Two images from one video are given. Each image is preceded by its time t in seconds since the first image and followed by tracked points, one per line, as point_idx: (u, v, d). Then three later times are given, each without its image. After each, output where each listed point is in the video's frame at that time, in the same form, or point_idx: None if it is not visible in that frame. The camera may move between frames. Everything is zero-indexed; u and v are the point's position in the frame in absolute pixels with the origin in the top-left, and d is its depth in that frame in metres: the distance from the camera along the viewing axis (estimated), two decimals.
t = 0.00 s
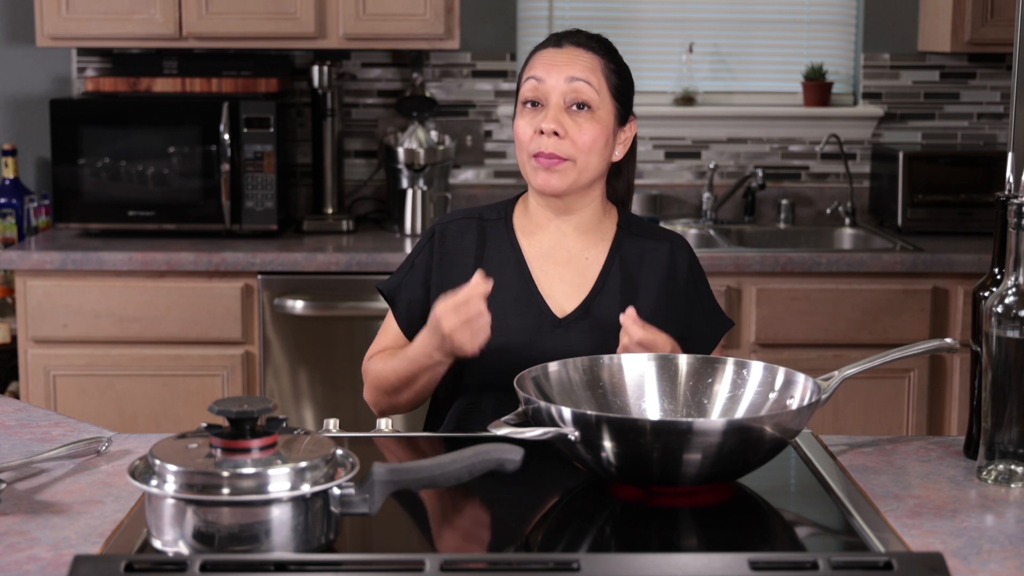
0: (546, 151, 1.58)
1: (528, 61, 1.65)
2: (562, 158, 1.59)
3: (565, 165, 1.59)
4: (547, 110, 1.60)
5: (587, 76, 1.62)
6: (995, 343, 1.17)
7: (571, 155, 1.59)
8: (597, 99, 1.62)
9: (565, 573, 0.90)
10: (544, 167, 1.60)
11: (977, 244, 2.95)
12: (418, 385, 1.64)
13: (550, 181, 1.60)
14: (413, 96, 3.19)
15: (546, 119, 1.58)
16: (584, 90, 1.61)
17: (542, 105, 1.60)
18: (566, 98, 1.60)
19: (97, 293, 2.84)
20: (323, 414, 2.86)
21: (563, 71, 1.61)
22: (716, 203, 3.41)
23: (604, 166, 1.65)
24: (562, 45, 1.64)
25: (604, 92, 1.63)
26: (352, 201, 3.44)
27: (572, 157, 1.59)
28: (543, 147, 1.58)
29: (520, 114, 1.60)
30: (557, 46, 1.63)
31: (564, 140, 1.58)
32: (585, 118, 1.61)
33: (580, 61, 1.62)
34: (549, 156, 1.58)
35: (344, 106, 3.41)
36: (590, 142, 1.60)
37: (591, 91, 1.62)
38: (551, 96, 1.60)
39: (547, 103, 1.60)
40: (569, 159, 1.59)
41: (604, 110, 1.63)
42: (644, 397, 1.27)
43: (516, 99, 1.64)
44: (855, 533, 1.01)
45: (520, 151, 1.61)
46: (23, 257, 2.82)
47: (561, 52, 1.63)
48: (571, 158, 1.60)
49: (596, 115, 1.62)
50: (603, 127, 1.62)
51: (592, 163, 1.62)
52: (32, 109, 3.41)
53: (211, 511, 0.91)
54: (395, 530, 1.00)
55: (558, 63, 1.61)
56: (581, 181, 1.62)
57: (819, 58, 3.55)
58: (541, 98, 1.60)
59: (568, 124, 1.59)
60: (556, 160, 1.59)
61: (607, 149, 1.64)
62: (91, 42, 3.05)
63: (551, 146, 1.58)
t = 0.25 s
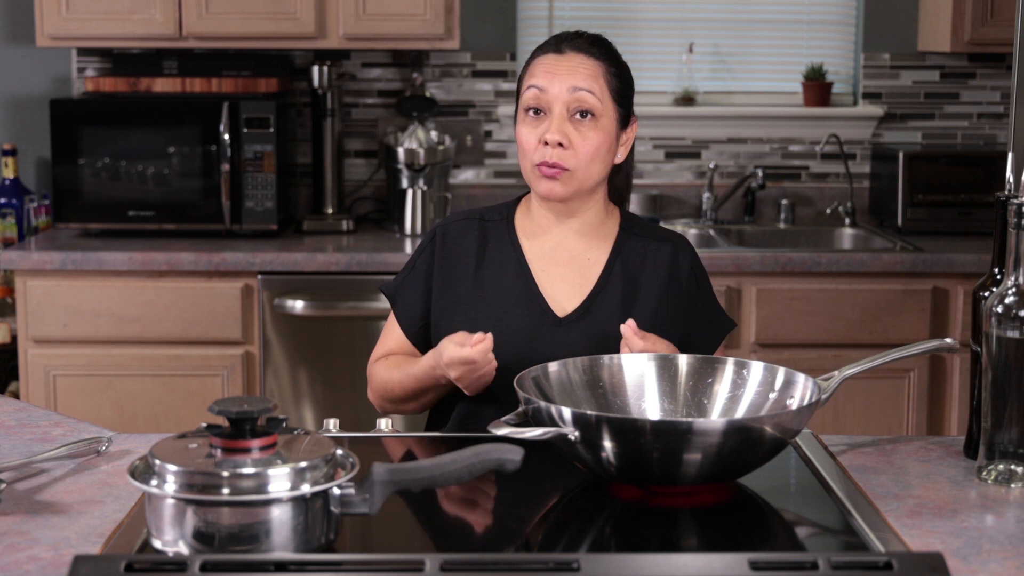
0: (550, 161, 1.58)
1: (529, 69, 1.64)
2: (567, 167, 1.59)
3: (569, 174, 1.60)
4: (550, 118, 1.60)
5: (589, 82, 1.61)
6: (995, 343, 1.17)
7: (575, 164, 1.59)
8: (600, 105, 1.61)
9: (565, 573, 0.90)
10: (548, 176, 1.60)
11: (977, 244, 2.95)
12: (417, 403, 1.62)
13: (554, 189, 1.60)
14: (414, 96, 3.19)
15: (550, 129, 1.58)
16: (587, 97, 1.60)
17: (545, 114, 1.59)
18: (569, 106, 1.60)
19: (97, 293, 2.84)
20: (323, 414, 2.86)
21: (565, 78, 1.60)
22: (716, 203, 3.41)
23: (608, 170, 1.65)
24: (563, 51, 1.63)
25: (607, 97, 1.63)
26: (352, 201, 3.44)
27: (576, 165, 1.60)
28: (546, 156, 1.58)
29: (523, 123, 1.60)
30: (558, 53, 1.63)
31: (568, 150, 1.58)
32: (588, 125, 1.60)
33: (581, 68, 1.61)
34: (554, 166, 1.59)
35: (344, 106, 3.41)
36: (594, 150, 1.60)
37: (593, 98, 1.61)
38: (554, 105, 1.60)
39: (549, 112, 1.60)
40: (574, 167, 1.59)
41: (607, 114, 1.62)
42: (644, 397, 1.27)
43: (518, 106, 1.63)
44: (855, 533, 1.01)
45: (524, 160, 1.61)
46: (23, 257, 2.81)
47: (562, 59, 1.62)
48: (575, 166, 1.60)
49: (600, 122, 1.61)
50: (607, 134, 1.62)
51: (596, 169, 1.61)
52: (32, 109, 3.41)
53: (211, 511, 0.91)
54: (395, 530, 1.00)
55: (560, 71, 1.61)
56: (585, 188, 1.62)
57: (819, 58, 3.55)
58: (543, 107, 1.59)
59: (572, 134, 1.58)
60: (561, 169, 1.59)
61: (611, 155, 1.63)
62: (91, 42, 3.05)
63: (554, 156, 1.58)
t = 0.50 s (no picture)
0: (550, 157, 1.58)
1: (529, 66, 1.64)
2: (569, 164, 1.59)
3: (570, 170, 1.59)
4: (550, 115, 1.60)
5: (589, 79, 1.61)
6: (995, 343, 1.17)
7: (577, 160, 1.59)
8: (600, 102, 1.61)
9: (565, 573, 0.90)
10: (548, 172, 1.60)
11: (977, 244, 2.95)
12: (417, 410, 1.62)
13: (555, 186, 1.60)
14: (413, 96, 3.19)
15: (550, 125, 1.58)
16: (587, 93, 1.61)
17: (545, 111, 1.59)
18: (569, 102, 1.60)
19: (97, 293, 2.84)
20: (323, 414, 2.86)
21: (566, 75, 1.60)
22: (716, 203, 3.41)
23: (610, 167, 1.65)
24: (563, 48, 1.63)
25: (607, 94, 1.63)
26: (352, 201, 3.44)
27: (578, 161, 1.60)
28: (547, 152, 1.58)
29: (523, 120, 1.61)
30: (558, 50, 1.63)
31: (568, 145, 1.58)
32: (589, 121, 1.60)
33: (582, 65, 1.62)
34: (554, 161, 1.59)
35: (344, 105, 3.41)
36: (595, 146, 1.60)
37: (594, 95, 1.61)
38: (554, 101, 1.60)
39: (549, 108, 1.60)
40: (575, 163, 1.59)
41: (607, 111, 1.63)
42: (644, 397, 1.27)
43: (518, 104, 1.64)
44: (856, 533, 1.01)
45: (525, 157, 1.61)
46: (23, 257, 2.81)
47: (562, 56, 1.62)
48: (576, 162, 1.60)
49: (600, 118, 1.61)
50: (607, 130, 1.62)
51: (597, 165, 1.61)
52: (32, 109, 3.41)
53: (211, 511, 0.91)
54: (395, 530, 1.00)
55: (560, 68, 1.61)
56: (586, 185, 1.62)
57: (819, 58, 3.55)
58: (543, 104, 1.60)
59: (573, 130, 1.59)
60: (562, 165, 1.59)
61: (612, 152, 1.64)
62: (91, 42, 3.05)
63: (555, 152, 1.58)
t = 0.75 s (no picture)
0: (551, 152, 1.58)
1: (529, 64, 1.64)
2: (570, 160, 1.59)
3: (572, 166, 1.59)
4: (551, 112, 1.60)
5: (590, 76, 1.62)
6: (995, 343, 1.17)
7: (578, 156, 1.59)
8: (600, 99, 1.62)
9: (565, 573, 0.90)
10: (549, 167, 1.59)
11: (977, 244, 2.95)
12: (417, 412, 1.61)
13: (554, 182, 1.60)
14: (413, 96, 3.19)
15: (551, 121, 1.58)
16: (588, 91, 1.61)
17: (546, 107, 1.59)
18: (570, 99, 1.60)
19: (97, 292, 2.84)
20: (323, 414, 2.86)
21: (566, 72, 1.61)
22: (715, 203, 3.41)
23: (610, 164, 1.65)
24: (564, 46, 1.63)
25: (607, 92, 1.63)
26: (352, 201, 3.44)
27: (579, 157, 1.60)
28: (548, 148, 1.58)
29: (523, 116, 1.60)
30: (558, 48, 1.63)
31: (570, 141, 1.58)
32: (589, 118, 1.61)
33: (583, 62, 1.62)
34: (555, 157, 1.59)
35: (344, 105, 3.41)
36: (597, 142, 1.60)
37: (594, 92, 1.61)
38: (555, 98, 1.60)
39: (549, 105, 1.60)
40: (576, 159, 1.59)
41: (607, 109, 1.63)
42: (644, 397, 1.27)
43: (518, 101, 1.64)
44: (856, 533, 1.01)
45: (525, 153, 1.61)
46: (23, 257, 2.81)
47: (563, 54, 1.62)
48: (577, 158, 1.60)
49: (601, 115, 1.61)
50: (608, 128, 1.62)
51: (598, 162, 1.61)
52: (32, 109, 3.41)
53: (211, 511, 0.91)
54: (395, 530, 1.00)
55: (560, 65, 1.61)
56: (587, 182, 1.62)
57: (820, 58, 3.56)
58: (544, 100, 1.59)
59: (574, 126, 1.59)
60: (563, 161, 1.59)
61: (612, 149, 1.64)
62: (91, 42, 3.05)
63: (556, 148, 1.58)
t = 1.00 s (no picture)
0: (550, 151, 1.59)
1: (528, 62, 1.64)
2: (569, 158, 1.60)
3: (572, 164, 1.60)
4: (550, 110, 1.60)
5: (588, 75, 1.62)
6: (995, 343, 1.17)
7: (578, 154, 1.59)
8: (599, 97, 1.62)
9: (565, 573, 0.90)
10: (548, 166, 1.60)
11: (977, 244, 2.95)
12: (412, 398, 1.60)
13: (553, 180, 1.60)
14: (414, 96, 3.19)
15: (550, 120, 1.58)
16: (587, 89, 1.61)
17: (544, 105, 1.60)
18: (568, 97, 1.60)
19: (97, 292, 2.84)
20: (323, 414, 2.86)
21: (564, 71, 1.61)
22: (715, 203, 3.41)
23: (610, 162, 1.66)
24: (561, 44, 1.63)
25: (606, 90, 1.63)
26: (352, 201, 3.44)
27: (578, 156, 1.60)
28: (548, 147, 1.58)
29: (522, 115, 1.61)
30: (557, 46, 1.63)
31: (569, 140, 1.58)
32: (588, 116, 1.61)
33: (581, 61, 1.62)
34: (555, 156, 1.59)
35: (344, 106, 3.41)
36: (596, 141, 1.60)
37: (592, 90, 1.61)
38: (554, 97, 1.60)
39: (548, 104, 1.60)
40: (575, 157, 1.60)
41: (606, 107, 1.63)
42: (644, 397, 1.27)
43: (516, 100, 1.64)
44: (856, 533, 1.01)
45: (525, 153, 1.61)
46: (23, 257, 2.81)
47: (561, 52, 1.62)
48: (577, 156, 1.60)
49: (599, 114, 1.62)
50: (607, 126, 1.62)
51: (598, 160, 1.61)
52: (32, 109, 3.41)
53: (211, 511, 0.91)
54: (396, 531, 1.00)
55: (558, 63, 1.61)
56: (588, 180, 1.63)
57: (820, 58, 3.56)
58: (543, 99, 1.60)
59: (573, 124, 1.59)
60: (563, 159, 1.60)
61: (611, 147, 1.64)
62: (91, 42, 3.05)
63: (555, 147, 1.58)
